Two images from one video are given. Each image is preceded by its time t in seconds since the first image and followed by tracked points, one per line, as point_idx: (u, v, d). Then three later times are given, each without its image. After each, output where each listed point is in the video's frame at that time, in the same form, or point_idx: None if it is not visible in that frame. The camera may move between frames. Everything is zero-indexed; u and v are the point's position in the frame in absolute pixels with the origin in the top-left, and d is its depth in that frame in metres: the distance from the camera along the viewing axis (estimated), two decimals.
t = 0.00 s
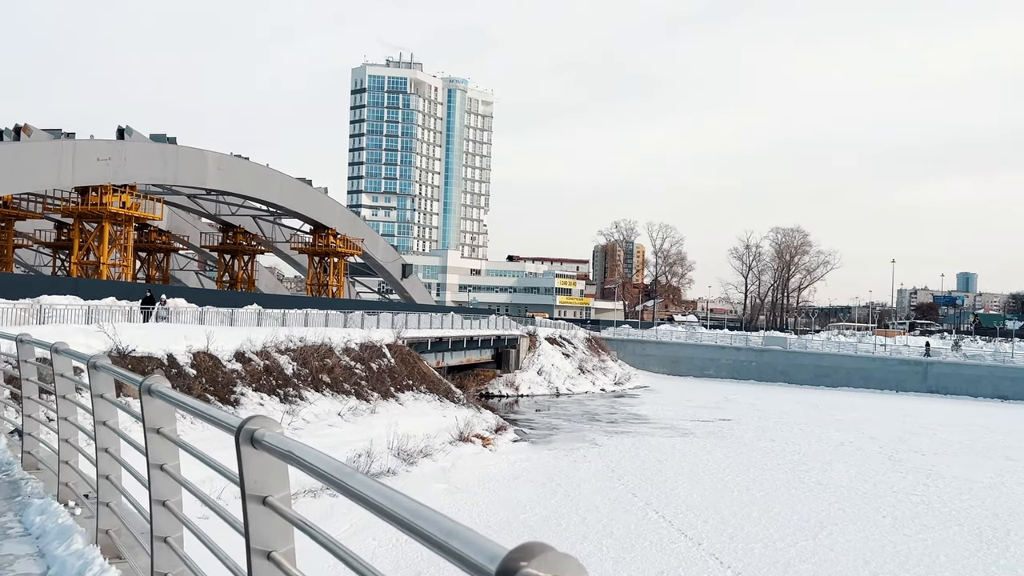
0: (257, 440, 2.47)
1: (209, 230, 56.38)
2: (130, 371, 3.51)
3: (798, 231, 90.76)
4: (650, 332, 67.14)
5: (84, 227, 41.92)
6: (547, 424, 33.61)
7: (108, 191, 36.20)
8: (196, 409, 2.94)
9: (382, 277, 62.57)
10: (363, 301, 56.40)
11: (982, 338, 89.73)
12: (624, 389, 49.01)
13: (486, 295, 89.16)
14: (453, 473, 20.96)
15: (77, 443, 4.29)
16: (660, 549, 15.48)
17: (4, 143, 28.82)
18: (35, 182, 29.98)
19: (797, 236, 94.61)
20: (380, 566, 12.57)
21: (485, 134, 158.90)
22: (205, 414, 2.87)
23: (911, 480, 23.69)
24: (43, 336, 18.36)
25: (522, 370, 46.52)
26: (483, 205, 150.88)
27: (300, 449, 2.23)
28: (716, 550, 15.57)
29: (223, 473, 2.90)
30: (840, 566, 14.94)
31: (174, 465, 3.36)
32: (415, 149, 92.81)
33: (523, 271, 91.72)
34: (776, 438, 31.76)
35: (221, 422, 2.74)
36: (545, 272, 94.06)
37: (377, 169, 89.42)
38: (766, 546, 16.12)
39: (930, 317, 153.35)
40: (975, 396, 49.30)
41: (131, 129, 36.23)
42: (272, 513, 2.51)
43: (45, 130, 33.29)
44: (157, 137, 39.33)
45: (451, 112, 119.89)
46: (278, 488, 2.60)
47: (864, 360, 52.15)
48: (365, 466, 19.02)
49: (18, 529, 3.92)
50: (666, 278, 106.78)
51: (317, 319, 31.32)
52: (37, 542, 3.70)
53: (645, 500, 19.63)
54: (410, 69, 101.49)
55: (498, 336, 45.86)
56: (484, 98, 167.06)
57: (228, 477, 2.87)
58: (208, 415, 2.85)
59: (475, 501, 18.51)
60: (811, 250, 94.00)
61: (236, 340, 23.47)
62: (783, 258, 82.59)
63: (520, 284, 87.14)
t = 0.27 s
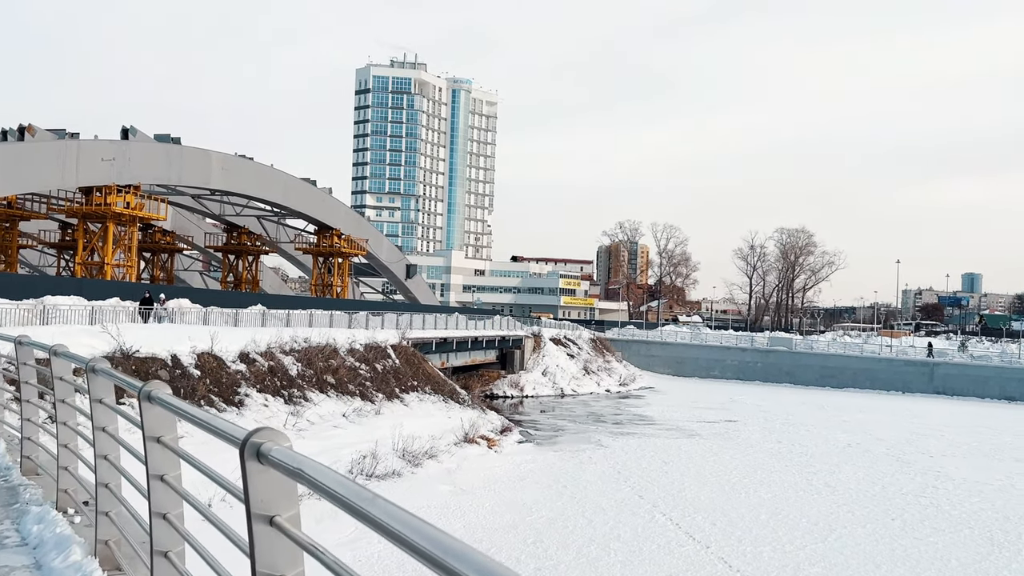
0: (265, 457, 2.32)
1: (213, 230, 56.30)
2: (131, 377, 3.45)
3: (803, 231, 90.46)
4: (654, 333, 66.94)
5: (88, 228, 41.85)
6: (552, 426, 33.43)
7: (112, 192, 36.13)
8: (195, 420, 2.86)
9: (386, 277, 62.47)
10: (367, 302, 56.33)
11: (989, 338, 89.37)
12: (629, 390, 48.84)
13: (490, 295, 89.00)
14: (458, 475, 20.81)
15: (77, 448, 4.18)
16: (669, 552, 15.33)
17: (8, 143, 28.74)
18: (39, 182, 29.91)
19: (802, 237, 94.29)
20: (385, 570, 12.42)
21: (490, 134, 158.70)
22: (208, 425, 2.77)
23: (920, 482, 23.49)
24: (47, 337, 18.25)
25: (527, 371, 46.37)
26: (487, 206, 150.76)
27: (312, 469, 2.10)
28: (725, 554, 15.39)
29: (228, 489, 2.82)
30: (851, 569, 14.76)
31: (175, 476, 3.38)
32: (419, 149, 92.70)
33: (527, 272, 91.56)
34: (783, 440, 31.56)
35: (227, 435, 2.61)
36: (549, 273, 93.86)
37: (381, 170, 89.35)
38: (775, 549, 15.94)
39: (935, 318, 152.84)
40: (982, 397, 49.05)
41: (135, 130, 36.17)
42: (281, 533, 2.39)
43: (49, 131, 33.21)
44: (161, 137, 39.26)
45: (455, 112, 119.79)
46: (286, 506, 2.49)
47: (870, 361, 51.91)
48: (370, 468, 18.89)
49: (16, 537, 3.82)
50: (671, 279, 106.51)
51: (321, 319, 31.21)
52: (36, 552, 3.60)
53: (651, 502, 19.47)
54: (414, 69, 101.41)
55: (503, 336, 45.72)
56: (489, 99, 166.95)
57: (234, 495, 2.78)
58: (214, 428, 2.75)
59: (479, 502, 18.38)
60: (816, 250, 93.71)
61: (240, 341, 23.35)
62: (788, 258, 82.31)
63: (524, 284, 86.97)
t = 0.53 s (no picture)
0: (284, 469, 2.20)
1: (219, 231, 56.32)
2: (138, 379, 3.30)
3: (809, 232, 90.25)
4: (661, 334, 66.77)
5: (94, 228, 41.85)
6: (559, 427, 33.31)
7: (119, 192, 36.10)
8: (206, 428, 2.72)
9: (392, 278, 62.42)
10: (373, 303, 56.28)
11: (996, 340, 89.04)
12: (636, 391, 48.69)
13: (496, 296, 88.92)
14: (466, 477, 20.71)
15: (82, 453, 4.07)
16: (678, 555, 15.22)
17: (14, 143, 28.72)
18: (46, 182, 29.90)
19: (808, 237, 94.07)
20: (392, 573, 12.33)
21: (495, 135, 158.67)
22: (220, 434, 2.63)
23: (930, 485, 23.33)
24: (53, 338, 18.20)
25: (533, 372, 46.25)
26: (493, 207, 150.74)
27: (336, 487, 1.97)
28: (735, 557, 15.26)
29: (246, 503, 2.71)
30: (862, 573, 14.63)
31: (183, 485, 3.21)
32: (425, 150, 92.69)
33: (532, 272, 91.48)
34: (791, 441, 31.39)
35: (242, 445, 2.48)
36: (554, 274, 93.75)
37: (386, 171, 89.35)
38: (785, 552, 15.81)
39: (942, 319, 152.38)
40: (990, 398, 48.81)
41: (141, 130, 36.15)
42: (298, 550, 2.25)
43: (56, 131, 33.19)
44: (168, 138, 39.25)
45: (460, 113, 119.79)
46: (307, 523, 2.37)
47: (878, 362, 51.70)
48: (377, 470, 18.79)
49: (21, 545, 3.72)
50: (677, 279, 106.34)
51: (327, 321, 31.16)
52: (41, 561, 3.51)
53: (660, 504, 19.36)
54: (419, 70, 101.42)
55: (509, 337, 45.62)
56: (494, 99, 166.99)
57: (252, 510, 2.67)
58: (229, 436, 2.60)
59: (486, 504, 18.28)
60: (823, 251, 93.49)
61: (246, 342, 23.29)
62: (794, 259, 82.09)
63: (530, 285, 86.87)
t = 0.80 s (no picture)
0: (308, 485, 1.92)
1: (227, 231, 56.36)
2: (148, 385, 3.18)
3: (817, 232, 89.97)
4: (668, 335, 66.58)
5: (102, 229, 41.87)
6: (567, 428, 33.19)
7: (126, 193, 36.09)
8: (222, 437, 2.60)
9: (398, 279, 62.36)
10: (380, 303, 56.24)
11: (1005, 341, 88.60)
12: (643, 392, 48.51)
13: (502, 297, 88.83)
14: (475, 478, 20.62)
15: (90, 457, 3.98)
16: (689, 559, 15.11)
17: (22, 144, 28.73)
18: (53, 183, 29.89)
19: (815, 238, 93.77)
20: None
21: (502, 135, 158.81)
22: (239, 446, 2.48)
23: (941, 487, 23.15)
24: (62, 338, 18.18)
25: (540, 372, 46.11)
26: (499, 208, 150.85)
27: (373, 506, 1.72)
28: (746, 561, 15.13)
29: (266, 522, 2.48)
30: None
31: (195, 496, 3.02)
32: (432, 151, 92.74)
33: (539, 273, 91.39)
34: (800, 443, 31.21)
35: (267, 463, 2.22)
36: (561, 274, 93.63)
37: (393, 171, 89.39)
38: (796, 555, 15.67)
39: (950, 319, 151.94)
40: (1000, 399, 48.50)
41: (149, 131, 36.15)
42: None
43: (64, 132, 33.19)
44: (176, 138, 39.25)
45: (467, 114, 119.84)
46: (331, 547, 2.05)
47: (887, 363, 51.43)
48: (385, 472, 18.67)
49: (26, 555, 3.61)
50: (684, 280, 106.17)
51: (334, 322, 31.11)
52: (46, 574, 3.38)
53: (668, 507, 19.21)
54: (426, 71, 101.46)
55: (517, 338, 45.52)
56: (501, 100, 167.02)
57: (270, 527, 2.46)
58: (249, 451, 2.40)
59: (495, 506, 18.18)
60: (830, 251, 93.17)
61: (254, 342, 23.22)
62: (801, 259, 81.81)
63: (536, 286, 86.76)
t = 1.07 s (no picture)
0: (338, 503, 1.79)
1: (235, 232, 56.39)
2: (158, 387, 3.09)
3: (825, 232, 89.59)
4: (676, 335, 66.34)
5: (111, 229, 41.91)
6: (576, 429, 33.06)
7: (135, 193, 36.09)
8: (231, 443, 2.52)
9: (406, 279, 62.30)
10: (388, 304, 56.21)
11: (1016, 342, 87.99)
12: (652, 393, 48.33)
13: (509, 297, 88.72)
14: (483, 480, 20.52)
15: (99, 462, 3.90)
16: (700, 562, 14.96)
17: (31, 145, 28.76)
18: (62, 183, 29.90)
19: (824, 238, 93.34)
20: None
21: (509, 135, 158.64)
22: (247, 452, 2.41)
23: (954, 489, 22.95)
24: (71, 339, 18.15)
25: (548, 373, 45.97)
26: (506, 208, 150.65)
27: (410, 528, 1.62)
28: (758, 564, 14.97)
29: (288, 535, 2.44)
30: None
31: (210, 506, 2.92)
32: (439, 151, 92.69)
33: (547, 273, 91.28)
34: (811, 445, 31.01)
35: (287, 477, 2.12)
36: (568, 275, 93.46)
37: (400, 172, 89.38)
38: (809, 558, 15.53)
39: (959, 320, 151.04)
40: (1011, 401, 48.16)
41: (157, 132, 36.15)
42: None
43: (73, 132, 33.22)
44: (184, 138, 39.25)
45: (474, 115, 119.81)
46: (361, 567, 1.95)
47: (897, 364, 51.12)
48: (394, 473, 18.59)
49: (35, 562, 3.52)
50: (691, 281, 105.86)
51: (343, 322, 31.04)
52: None
53: (679, 508, 19.08)
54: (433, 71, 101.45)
55: (525, 338, 45.43)
56: (508, 100, 166.73)
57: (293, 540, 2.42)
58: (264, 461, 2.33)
59: (503, 508, 18.10)
60: (839, 252, 92.73)
61: (262, 343, 23.16)
62: (810, 260, 81.48)
63: (544, 286, 86.60)
